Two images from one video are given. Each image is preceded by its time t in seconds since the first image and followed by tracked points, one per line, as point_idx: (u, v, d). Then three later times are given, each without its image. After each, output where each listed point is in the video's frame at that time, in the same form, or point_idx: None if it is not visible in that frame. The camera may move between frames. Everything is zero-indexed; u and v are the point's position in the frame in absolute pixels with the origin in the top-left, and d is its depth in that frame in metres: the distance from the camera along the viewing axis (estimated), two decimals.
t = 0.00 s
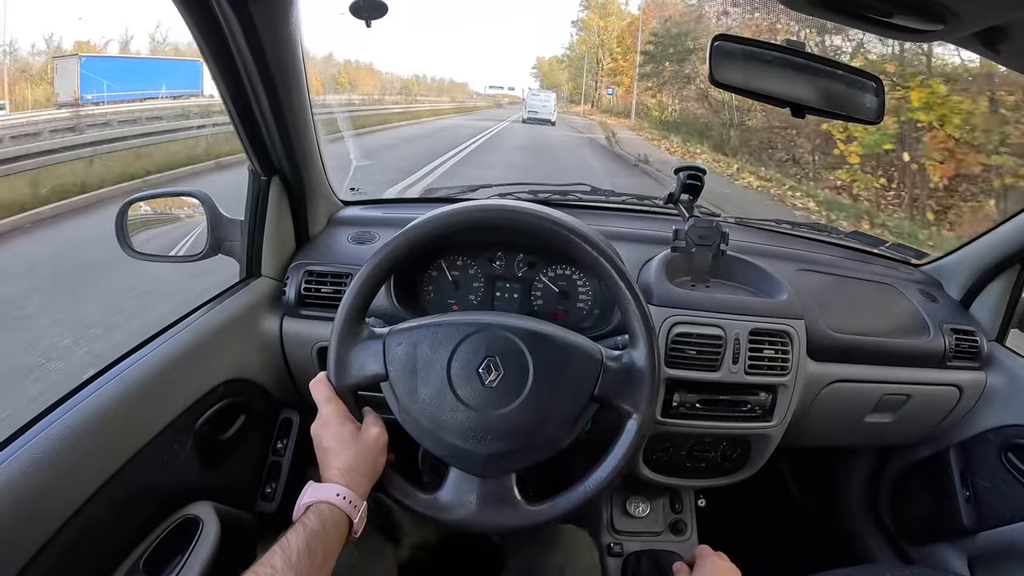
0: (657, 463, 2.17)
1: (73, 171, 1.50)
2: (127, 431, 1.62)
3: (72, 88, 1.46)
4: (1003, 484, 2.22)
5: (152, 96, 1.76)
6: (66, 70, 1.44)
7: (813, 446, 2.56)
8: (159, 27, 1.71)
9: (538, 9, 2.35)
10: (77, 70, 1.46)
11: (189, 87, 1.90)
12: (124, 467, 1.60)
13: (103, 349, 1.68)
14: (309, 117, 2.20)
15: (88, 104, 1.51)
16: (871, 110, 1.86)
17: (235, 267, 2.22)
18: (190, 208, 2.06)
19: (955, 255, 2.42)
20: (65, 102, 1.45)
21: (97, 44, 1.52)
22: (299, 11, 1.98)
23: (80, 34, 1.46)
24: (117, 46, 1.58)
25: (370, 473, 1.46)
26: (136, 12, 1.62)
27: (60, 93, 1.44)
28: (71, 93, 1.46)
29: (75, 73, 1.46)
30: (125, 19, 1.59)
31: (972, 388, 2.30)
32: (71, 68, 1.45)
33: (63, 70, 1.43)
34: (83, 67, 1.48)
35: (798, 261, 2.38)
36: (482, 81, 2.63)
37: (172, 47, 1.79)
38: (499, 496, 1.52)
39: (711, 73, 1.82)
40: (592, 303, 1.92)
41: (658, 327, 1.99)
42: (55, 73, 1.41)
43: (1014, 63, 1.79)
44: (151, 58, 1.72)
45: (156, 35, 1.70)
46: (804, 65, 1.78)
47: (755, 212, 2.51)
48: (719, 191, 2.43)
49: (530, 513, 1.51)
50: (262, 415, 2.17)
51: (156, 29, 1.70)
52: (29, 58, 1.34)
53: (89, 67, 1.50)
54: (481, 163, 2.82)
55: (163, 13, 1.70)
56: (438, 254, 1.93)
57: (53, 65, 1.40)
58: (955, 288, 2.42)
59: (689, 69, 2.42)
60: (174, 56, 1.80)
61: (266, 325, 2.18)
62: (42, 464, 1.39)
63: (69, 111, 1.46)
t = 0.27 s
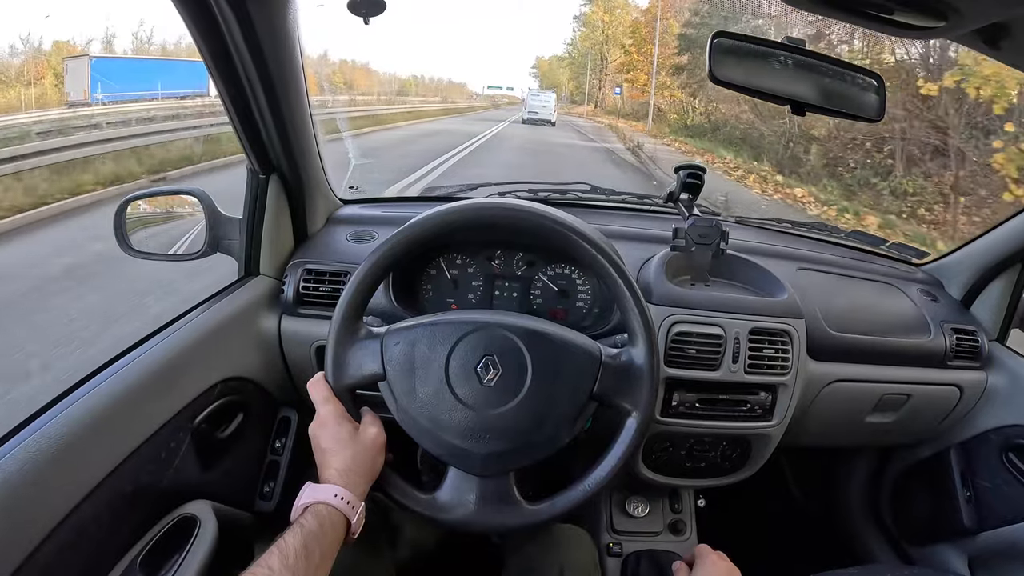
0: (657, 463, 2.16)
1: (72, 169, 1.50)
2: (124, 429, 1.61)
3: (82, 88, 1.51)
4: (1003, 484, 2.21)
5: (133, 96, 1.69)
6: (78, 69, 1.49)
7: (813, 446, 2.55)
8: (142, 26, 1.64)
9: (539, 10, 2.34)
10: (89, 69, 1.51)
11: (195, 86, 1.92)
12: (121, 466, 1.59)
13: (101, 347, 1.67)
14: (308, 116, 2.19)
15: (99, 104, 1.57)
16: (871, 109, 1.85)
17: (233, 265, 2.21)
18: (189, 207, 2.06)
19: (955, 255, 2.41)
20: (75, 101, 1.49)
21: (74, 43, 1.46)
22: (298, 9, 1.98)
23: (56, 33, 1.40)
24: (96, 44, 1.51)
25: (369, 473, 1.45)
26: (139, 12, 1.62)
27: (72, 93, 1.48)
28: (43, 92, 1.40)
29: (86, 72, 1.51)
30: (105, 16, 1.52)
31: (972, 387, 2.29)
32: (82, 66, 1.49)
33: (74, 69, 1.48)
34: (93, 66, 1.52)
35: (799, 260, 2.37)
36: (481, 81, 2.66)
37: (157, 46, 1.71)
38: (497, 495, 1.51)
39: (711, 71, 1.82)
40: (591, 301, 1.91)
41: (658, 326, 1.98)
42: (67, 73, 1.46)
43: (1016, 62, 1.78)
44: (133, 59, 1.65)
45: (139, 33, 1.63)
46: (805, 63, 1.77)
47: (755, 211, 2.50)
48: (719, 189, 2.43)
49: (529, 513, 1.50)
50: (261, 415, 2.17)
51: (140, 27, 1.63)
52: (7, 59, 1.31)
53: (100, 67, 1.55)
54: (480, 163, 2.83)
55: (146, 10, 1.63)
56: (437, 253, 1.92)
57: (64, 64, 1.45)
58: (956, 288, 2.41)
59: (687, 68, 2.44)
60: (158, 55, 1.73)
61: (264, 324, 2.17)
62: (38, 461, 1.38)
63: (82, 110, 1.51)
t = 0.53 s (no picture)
0: (657, 465, 2.15)
1: (75, 168, 1.49)
2: (122, 430, 1.60)
3: (92, 88, 1.51)
4: (1003, 487, 2.21)
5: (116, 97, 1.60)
6: (88, 70, 1.49)
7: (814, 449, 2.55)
8: (124, 24, 1.56)
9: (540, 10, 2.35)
10: (98, 70, 1.51)
11: (199, 87, 1.91)
12: (119, 467, 1.59)
13: (99, 347, 1.67)
14: (308, 116, 2.19)
15: (110, 104, 1.57)
16: (873, 111, 1.85)
17: (233, 265, 2.21)
18: (190, 207, 2.05)
19: (955, 257, 2.41)
20: (84, 101, 1.49)
21: (52, 43, 1.37)
22: (299, 8, 1.97)
23: (31, 32, 1.31)
24: (75, 44, 1.43)
25: (369, 476, 1.45)
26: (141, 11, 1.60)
27: (81, 92, 1.48)
28: (15, 93, 1.31)
29: (95, 72, 1.51)
30: (83, 14, 1.44)
31: (972, 390, 2.29)
32: (92, 67, 1.50)
33: (84, 69, 1.48)
34: (103, 66, 1.52)
35: (799, 263, 2.37)
36: (480, 81, 2.65)
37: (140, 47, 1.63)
38: (497, 497, 1.51)
39: (714, 71, 1.82)
40: (592, 303, 1.91)
41: (658, 328, 1.98)
42: (77, 73, 1.46)
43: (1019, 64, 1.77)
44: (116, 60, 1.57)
45: (121, 32, 1.55)
46: (808, 65, 1.77)
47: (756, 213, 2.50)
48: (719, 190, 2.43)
49: (529, 515, 1.50)
50: (260, 415, 2.16)
51: (121, 26, 1.55)
52: None
53: (110, 67, 1.55)
54: (481, 164, 2.83)
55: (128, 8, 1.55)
56: (437, 253, 1.92)
57: (72, 65, 1.44)
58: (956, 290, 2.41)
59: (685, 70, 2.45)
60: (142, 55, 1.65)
61: (263, 325, 2.17)
62: (35, 462, 1.38)
63: (91, 110, 1.52)
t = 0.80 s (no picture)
0: (656, 467, 2.16)
1: (77, 169, 1.49)
2: (120, 430, 1.61)
3: (102, 87, 1.54)
4: (1003, 490, 2.20)
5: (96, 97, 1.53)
6: (98, 70, 1.51)
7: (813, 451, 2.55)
8: (104, 21, 1.50)
9: (539, 12, 2.34)
10: (107, 69, 1.54)
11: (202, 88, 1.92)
12: (117, 468, 1.59)
13: (97, 348, 1.67)
14: (307, 117, 2.18)
15: (120, 103, 1.60)
16: (871, 113, 1.85)
17: (231, 267, 2.21)
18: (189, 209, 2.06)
19: (955, 259, 2.40)
20: (96, 100, 1.52)
21: (29, 42, 1.31)
22: (296, 9, 1.97)
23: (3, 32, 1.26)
24: (54, 42, 1.37)
25: (366, 477, 1.45)
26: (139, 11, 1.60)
27: (92, 91, 1.51)
28: None
29: (105, 71, 1.54)
30: (61, 12, 1.38)
31: (972, 392, 2.29)
32: (102, 66, 1.52)
33: (96, 68, 1.51)
34: (113, 67, 1.56)
35: (798, 265, 2.36)
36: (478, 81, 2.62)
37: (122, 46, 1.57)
38: (494, 499, 1.51)
39: (711, 73, 1.84)
40: (590, 304, 1.90)
41: (657, 331, 1.98)
42: (87, 72, 1.49)
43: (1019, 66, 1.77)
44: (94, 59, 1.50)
45: (102, 30, 1.50)
46: (807, 66, 1.76)
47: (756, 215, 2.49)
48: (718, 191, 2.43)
49: (526, 517, 1.50)
50: (259, 417, 2.16)
51: (102, 23, 1.50)
52: None
53: (120, 67, 1.58)
54: (480, 168, 2.83)
55: (109, 4, 1.50)
56: (435, 255, 1.92)
57: (86, 65, 1.48)
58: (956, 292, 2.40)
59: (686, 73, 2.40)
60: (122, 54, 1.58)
61: (262, 326, 2.17)
62: (32, 463, 1.38)
63: (103, 108, 1.54)
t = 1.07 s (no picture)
0: (658, 472, 2.15)
1: (79, 171, 1.49)
2: (120, 436, 1.60)
3: (113, 87, 1.57)
4: (1005, 493, 2.20)
5: (77, 98, 1.47)
6: (110, 70, 1.55)
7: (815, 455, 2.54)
8: (84, 19, 1.44)
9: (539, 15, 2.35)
10: (118, 70, 1.57)
11: (202, 89, 1.92)
12: (117, 474, 1.58)
13: (97, 353, 1.66)
14: (307, 121, 2.18)
15: (130, 103, 1.63)
16: (874, 117, 1.85)
17: (232, 271, 2.20)
18: (190, 213, 2.07)
19: (958, 262, 2.39)
20: (106, 100, 1.55)
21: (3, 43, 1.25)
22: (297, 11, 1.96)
23: None
24: (32, 43, 1.31)
25: (368, 485, 1.45)
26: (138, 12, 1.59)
27: (103, 91, 1.54)
28: None
29: (116, 71, 1.57)
30: (37, 10, 1.31)
31: (974, 396, 2.28)
32: (113, 67, 1.56)
33: (106, 69, 1.54)
34: (125, 68, 1.59)
35: (800, 269, 2.35)
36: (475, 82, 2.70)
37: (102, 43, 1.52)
38: (496, 505, 1.50)
39: (714, 78, 1.83)
40: (592, 309, 1.89)
41: (659, 335, 1.97)
42: (97, 72, 1.52)
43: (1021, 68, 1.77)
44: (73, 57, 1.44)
45: (82, 28, 1.44)
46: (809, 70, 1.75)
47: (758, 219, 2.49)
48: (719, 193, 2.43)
49: (529, 523, 1.49)
50: (260, 421, 2.15)
51: (80, 22, 1.44)
52: None
53: (130, 68, 1.61)
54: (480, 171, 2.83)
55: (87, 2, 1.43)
56: (436, 259, 1.91)
57: (95, 66, 1.51)
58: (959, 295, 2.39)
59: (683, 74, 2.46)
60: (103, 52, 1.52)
61: (262, 331, 2.16)
62: (31, 469, 1.37)
63: (112, 107, 1.57)
